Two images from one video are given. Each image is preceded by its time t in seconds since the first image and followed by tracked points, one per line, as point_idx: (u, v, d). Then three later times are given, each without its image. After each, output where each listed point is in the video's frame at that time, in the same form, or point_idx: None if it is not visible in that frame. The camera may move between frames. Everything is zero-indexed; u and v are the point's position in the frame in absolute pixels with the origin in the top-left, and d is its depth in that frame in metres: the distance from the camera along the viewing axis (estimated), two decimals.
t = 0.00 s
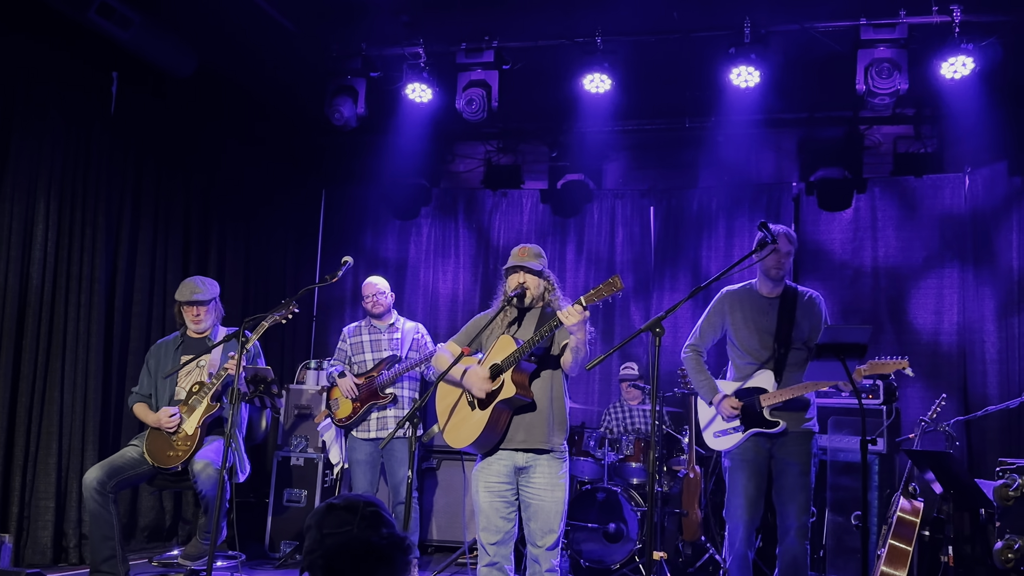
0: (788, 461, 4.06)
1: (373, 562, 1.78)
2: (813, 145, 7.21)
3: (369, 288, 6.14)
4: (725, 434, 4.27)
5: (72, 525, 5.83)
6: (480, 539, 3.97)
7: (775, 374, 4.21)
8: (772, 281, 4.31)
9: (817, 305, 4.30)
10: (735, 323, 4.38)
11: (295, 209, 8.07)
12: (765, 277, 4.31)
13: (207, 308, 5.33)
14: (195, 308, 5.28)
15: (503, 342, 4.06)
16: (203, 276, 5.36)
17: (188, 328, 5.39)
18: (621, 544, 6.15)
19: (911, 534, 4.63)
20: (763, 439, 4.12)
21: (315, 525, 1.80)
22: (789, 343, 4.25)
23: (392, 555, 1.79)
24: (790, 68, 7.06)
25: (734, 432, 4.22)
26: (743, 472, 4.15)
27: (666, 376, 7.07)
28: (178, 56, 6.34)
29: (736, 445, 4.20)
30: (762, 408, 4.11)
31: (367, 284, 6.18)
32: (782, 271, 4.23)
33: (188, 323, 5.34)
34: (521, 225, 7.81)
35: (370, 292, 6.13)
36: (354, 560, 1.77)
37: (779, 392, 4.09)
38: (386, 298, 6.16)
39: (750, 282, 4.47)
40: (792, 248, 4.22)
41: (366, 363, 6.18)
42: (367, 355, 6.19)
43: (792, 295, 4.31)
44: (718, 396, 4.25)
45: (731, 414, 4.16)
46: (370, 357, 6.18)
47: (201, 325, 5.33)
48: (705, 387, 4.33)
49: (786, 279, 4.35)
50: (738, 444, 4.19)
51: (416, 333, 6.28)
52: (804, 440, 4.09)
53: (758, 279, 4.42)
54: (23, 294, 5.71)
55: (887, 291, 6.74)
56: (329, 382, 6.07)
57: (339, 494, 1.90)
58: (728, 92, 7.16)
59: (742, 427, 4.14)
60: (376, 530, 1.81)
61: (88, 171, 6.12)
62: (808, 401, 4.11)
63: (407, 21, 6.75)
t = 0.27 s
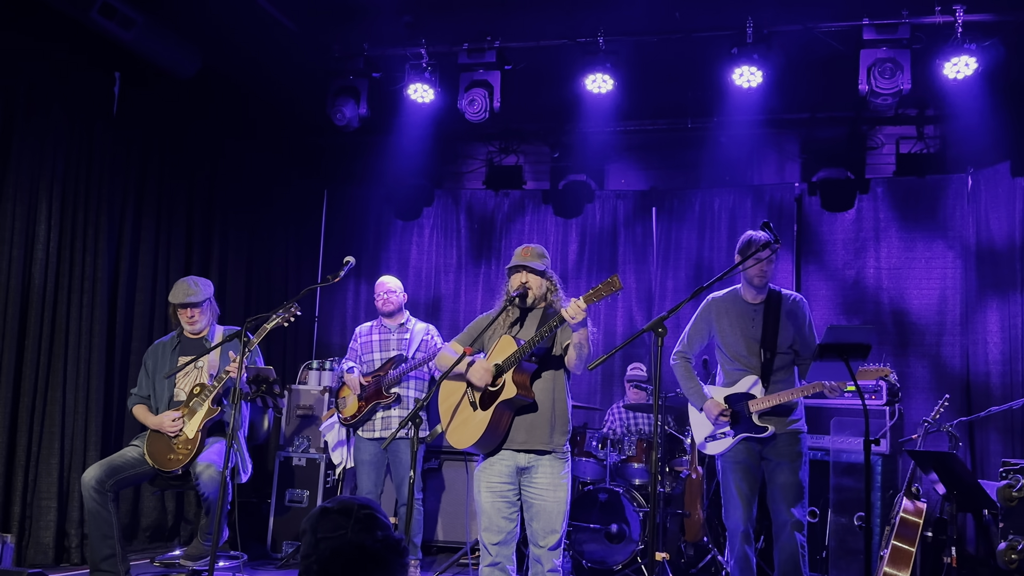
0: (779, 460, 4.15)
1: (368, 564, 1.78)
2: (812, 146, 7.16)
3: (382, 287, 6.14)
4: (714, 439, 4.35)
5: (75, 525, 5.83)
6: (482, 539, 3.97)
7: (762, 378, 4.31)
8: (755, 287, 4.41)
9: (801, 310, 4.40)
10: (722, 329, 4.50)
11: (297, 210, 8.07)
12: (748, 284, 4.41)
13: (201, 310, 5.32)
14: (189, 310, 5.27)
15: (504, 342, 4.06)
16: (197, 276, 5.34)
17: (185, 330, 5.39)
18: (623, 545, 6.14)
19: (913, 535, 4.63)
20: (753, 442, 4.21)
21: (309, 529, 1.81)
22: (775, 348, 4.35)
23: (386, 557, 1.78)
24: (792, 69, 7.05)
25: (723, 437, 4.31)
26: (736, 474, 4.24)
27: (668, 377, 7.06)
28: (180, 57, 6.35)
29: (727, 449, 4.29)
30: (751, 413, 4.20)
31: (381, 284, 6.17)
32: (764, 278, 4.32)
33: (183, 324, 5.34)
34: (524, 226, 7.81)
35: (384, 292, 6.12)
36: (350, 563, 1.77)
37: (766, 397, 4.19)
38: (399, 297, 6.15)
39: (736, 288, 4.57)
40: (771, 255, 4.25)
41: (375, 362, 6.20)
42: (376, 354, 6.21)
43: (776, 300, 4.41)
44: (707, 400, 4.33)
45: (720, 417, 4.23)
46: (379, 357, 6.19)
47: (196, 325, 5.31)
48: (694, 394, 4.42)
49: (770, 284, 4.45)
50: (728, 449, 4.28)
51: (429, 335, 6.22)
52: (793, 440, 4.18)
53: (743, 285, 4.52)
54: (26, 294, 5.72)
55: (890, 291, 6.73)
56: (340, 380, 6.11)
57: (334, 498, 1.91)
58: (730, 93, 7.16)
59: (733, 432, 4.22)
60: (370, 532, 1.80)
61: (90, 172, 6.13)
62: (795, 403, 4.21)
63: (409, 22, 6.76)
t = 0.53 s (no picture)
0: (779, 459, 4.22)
1: (372, 563, 1.78)
2: (816, 148, 6.88)
3: (399, 287, 6.16)
4: (717, 438, 4.37)
5: (78, 525, 5.83)
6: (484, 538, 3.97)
7: (761, 376, 4.36)
8: (749, 288, 4.47)
9: (794, 308, 4.46)
10: (717, 329, 4.54)
11: (300, 211, 8.07)
12: (741, 285, 4.47)
13: (200, 312, 5.31)
14: (189, 312, 5.27)
15: (507, 342, 4.08)
16: (196, 277, 5.32)
17: (185, 330, 5.39)
18: (626, 545, 6.15)
19: (917, 534, 4.62)
20: (755, 440, 4.26)
21: (312, 531, 1.81)
22: (771, 346, 4.41)
23: (390, 556, 1.79)
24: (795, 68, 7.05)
25: (725, 435, 4.33)
26: (737, 471, 4.27)
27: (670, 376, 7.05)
28: (183, 57, 6.35)
29: (729, 448, 4.31)
30: (752, 410, 4.23)
31: (396, 284, 6.20)
32: (758, 278, 4.39)
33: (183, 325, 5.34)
34: (526, 225, 7.81)
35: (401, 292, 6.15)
36: (354, 563, 1.77)
37: (767, 394, 4.23)
38: (415, 297, 6.18)
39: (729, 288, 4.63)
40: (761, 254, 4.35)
41: (386, 362, 6.20)
42: (388, 353, 6.22)
43: (770, 300, 4.46)
44: (708, 398, 4.38)
45: (721, 413, 4.29)
46: (391, 356, 6.20)
47: (196, 326, 5.32)
48: (693, 393, 4.48)
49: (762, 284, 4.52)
50: (731, 447, 4.30)
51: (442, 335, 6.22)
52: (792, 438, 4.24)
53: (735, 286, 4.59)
54: (29, 294, 5.73)
55: (893, 291, 6.72)
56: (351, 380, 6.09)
57: (334, 499, 1.92)
58: (733, 93, 7.16)
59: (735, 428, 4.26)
60: (373, 532, 1.81)
61: (93, 171, 6.13)
62: (792, 401, 4.27)
63: (412, 22, 6.79)
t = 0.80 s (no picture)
0: (785, 458, 4.26)
1: (376, 561, 1.78)
2: (818, 146, 6.80)
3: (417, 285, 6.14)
4: (726, 437, 4.35)
5: (83, 523, 5.86)
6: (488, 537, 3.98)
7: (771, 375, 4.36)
8: (753, 287, 4.50)
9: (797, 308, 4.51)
10: (723, 329, 4.54)
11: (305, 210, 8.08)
12: (746, 285, 4.51)
13: (206, 312, 5.30)
14: (194, 313, 5.26)
15: (509, 339, 4.10)
16: (200, 279, 5.32)
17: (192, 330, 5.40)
18: (629, 544, 6.15)
19: (921, 534, 4.61)
20: (762, 438, 4.29)
21: (317, 528, 1.81)
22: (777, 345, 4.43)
23: (395, 554, 1.79)
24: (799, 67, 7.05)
25: (734, 434, 4.33)
26: (743, 470, 4.31)
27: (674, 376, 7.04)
28: (187, 58, 6.38)
29: (737, 446, 4.32)
30: (760, 409, 4.25)
31: (414, 282, 6.18)
32: (762, 277, 4.43)
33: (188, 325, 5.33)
34: (530, 225, 7.81)
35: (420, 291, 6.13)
36: (357, 564, 1.77)
37: (777, 393, 4.24)
38: (432, 296, 6.15)
39: (731, 290, 4.65)
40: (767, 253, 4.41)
41: (399, 362, 6.19)
42: (401, 353, 6.21)
43: (773, 300, 4.50)
44: (717, 398, 4.36)
45: (730, 415, 4.27)
46: (404, 356, 6.18)
47: (201, 326, 5.31)
48: (699, 392, 4.43)
49: (765, 285, 4.55)
50: (739, 445, 4.31)
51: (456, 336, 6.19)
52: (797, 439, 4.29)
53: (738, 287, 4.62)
54: (34, 294, 5.75)
55: (898, 291, 6.70)
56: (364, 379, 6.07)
57: (339, 496, 1.91)
58: (737, 92, 7.17)
59: (744, 428, 4.27)
60: (378, 530, 1.81)
61: (98, 172, 6.15)
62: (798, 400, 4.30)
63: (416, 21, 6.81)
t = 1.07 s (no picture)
0: (795, 457, 4.37)
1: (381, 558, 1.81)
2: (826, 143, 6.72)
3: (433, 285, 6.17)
4: (736, 434, 4.41)
5: (87, 521, 5.86)
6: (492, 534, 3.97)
7: (783, 372, 4.46)
8: (765, 286, 4.61)
9: (806, 309, 4.66)
10: (735, 326, 4.63)
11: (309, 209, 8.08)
12: (758, 282, 4.61)
13: (213, 307, 5.30)
14: (201, 307, 5.26)
15: (513, 338, 4.08)
16: (208, 275, 5.33)
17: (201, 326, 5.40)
18: (633, 542, 6.13)
19: (926, 532, 4.58)
20: (774, 436, 4.38)
21: (322, 523, 1.85)
22: (789, 343, 4.56)
23: (400, 548, 1.79)
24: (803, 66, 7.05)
25: (744, 431, 4.39)
26: (753, 467, 4.37)
27: (678, 374, 7.03)
28: (190, 56, 6.38)
29: (747, 443, 4.38)
30: (772, 405, 4.32)
31: (429, 279, 6.21)
32: (776, 275, 4.52)
33: (197, 322, 5.34)
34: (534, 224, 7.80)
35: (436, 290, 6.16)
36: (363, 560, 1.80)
37: (789, 390, 4.33)
38: (446, 296, 6.16)
39: (742, 289, 4.75)
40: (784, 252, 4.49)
41: (409, 360, 6.18)
42: (411, 352, 6.20)
43: (784, 299, 4.62)
44: (729, 396, 4.42)
45: (742, 412, 4.33)
46: (414, 355, 6.18)
47: (210, 324, 5.33)
48: (712, 390, 4.50)
49: (776, 286, 4.67)
50: (750, 442, 4.37)
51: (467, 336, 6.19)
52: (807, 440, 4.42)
53: (748, 285, 4.72)
54: (38, 292, 5.75)
55: (903, 289, 6.68)
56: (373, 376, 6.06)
57: (344, 493, 1.96)
58: (741, 90, 7.16)
59: (756, 425, 4.34)
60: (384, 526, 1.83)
61: (101, 170, 6.15)
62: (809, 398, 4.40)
63: (419, 20, 6.80)
